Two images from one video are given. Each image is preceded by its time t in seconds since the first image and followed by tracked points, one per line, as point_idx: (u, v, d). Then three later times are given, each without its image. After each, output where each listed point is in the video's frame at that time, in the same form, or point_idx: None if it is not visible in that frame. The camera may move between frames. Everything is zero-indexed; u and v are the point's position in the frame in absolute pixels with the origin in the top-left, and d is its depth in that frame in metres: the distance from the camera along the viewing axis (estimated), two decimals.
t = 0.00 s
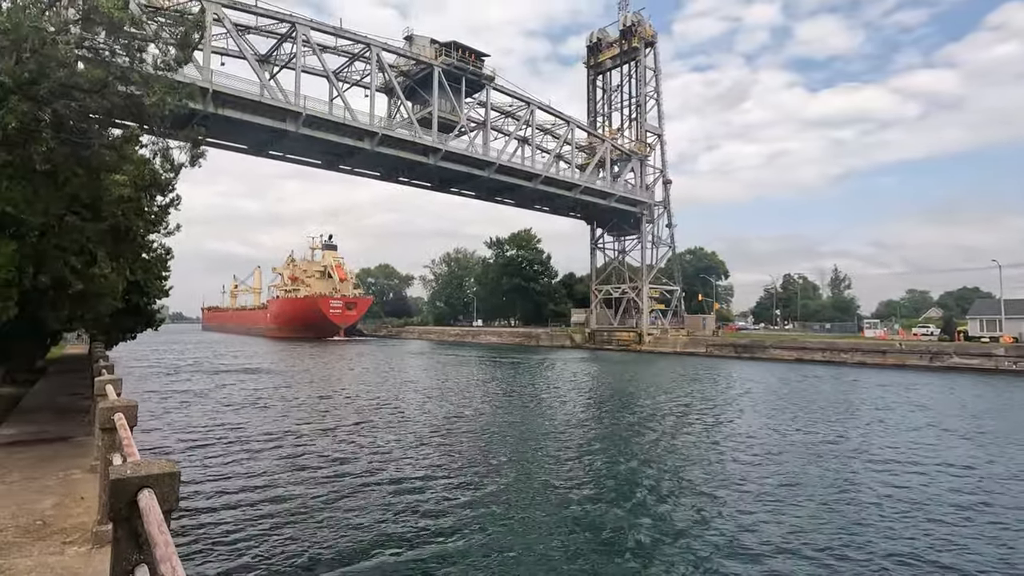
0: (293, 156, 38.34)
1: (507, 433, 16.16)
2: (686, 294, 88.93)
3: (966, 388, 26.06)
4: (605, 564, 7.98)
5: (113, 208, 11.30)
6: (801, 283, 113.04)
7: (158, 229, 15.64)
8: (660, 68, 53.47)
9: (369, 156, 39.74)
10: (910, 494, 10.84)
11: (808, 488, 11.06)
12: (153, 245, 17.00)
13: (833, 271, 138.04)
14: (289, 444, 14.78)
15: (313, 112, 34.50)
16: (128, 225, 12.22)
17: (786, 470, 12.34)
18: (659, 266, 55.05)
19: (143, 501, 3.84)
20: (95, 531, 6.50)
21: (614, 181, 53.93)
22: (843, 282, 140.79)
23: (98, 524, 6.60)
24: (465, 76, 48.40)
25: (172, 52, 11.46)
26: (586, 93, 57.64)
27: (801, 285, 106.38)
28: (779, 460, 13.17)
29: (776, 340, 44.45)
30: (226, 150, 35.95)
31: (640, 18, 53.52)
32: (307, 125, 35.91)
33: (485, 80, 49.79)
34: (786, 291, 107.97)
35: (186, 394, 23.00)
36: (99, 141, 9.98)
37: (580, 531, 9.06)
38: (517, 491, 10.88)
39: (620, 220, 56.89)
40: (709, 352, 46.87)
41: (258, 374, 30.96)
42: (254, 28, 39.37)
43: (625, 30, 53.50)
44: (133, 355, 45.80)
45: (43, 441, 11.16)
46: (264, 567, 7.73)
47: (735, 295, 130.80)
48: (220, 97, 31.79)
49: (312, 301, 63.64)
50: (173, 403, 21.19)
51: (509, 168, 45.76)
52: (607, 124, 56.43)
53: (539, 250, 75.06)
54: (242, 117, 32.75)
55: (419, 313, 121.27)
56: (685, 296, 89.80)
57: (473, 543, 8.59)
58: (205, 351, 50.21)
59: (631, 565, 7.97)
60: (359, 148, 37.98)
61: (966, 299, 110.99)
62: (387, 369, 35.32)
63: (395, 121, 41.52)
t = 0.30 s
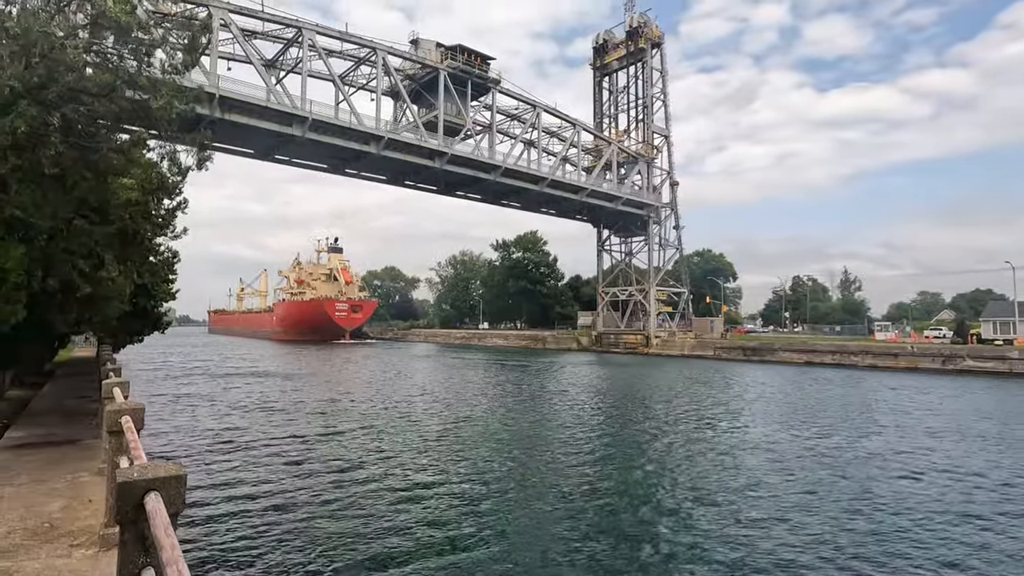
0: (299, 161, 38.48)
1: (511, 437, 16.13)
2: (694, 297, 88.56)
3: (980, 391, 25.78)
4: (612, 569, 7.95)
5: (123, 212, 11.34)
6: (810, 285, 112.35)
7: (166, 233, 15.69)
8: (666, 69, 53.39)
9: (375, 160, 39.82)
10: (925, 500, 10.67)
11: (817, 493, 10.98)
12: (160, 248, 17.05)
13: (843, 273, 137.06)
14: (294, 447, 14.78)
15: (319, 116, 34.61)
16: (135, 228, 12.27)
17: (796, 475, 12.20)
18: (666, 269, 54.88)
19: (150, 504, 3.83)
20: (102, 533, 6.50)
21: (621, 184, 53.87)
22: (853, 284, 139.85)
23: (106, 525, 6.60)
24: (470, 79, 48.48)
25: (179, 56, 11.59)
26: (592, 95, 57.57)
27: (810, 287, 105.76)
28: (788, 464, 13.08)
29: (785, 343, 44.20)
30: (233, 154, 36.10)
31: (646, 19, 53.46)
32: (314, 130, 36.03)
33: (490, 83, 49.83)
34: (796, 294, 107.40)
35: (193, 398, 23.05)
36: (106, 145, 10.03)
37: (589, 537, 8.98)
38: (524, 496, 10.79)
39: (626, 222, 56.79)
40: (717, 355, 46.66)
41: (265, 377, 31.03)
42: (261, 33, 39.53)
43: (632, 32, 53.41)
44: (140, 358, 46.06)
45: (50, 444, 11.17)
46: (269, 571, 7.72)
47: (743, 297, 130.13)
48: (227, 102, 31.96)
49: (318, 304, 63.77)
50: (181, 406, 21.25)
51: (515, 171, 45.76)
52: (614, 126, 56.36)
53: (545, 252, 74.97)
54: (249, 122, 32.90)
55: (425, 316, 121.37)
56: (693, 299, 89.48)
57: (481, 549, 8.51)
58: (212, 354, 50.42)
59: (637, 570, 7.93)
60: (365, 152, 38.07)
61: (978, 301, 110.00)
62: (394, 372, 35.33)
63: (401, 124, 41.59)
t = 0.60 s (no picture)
0: (305, 165, 38.59)
1: (516, 440, 16.09)
2: (701, 299, 88.23)
3: (995, 395, 25.48)
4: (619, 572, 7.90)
5: (130, 216, 11.33)
6: (819, 286, 111.70)
7: (172, 236, 15.69)
8: (673, 70, 53.28)
9: (381, 164, 39.88)
10: (940, 507, 10.49)
11: (828, 498, 10.87)
12: (166, 251, 17.09)
13: (853, 274, 135.87)
14: (299, 451, 14.76)
15: (325, 121, 34.71)
16: (143, 232, 12.31)
17: (807, 480, 12.06)
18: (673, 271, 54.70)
19: (156, 507, 3.84)
20: (109, 536, 6.50)
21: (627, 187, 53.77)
22: (863, 285, 138.84)
23: (113, 529, 6.61)
24: (476, 83, 48.53)
25: (185, 61, 11.65)
26: (598, 96, 57.45)
27: (819, 289, 105.12)
28: (798, 469, 12.96)
29: (794, 345, 43.93)
30: (240, 159, 36.24)
31: (652, 20, 53.38)
32: (320, 134, 36.13)
33: (496, 86, 49.86)
34: (805, 296, 106.70)
35: (200, 401, 23.09)
36: (114, 149, 10.06)
37: (599, 540, 8.93)
38: (532, 500, 10.73)
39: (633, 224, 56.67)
40: (726, 358, 46.44)
41: (272, 381, 31.07)
42: (267, 38, 39.69)
43: (638, 33, 53.30)
44: (147, 361, 46.30)
45: (59, 447, 11.21)
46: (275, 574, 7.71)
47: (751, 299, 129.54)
48: (234, 107, 32.11)
49: (323, 307, 63.86)
50: (188, 410, 21.30)
51: (521, 174, 45.75)
52: (620, 128, 56.29)
53: (551, 254, 74.78)
54: (255, 127, 33.03)
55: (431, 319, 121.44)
56: (701, 301, 89.16)
57: (489, 552, 8.48)
58: (219, 358, 50.60)
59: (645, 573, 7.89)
60: (371, 156, 38.13)
61: (991, 302, 109.00)
62: (401, 376, 35.31)
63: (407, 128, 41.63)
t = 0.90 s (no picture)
0: (311, 169, 38.70)
1: (524, 444, 16.05)
2: (709, 302, 87.93)
3: (1008, 398, 25.25)
4: None
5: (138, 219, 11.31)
6: (828, 289, 111.20)
7: (178, 239, 15.73)
8: (680, 71, 53.22)
9: (386, 168, 39.95)
10: (953, 512, 10.32)
11: (837, 503, 10.78)
12: (173, 255, 17.13)
13: (863, 277, 134.92)
14: (306, 454, 14.74)
15: (331, 125, 34.81)
16: (150, 236, 12.30)
17: (817, 485, 11.92)
18: (681, 273, 54.54)
19: (163, 510, 3.83)
20: (116, 540, 6.49)
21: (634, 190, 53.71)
22: (873, 288, 137.90)
23: (119, 533, 6.59)
24: (481, 86, 48.59)
25: (193, 66, 11.71)
26: (604, 97, 57.40)
27: (828, 292, 104.65)
28: (806, 473, 12.85)
29: (803, 348, 43.70)
30: (246, 163, 36.38)
31: (659, 21, 53.34)
32: (325, 138, 36.23)
33: (501, 89, 49.90)
34: (814, 298, 106.09)
35: (206, 404, 23.13)
36: (122, 153, 10.13)
37: (608, 545, 8.86)
38: (540, 505, 10.66)
39: (639, 227, 56.58)
40: (733, 360, 46.26)
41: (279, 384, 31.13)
42: (273, 43, 39.88)
43: (644, 34, 53.28)
44: (154, 364, 46.49)
45: (66, 449, 11.22)
46: None
47: (759, 302, 129.07)
48: (240, 112, 32.26)
49: (329, 310, 63.96)
50: (194, 413, 21.34)
51: (526, 178, 45.75)
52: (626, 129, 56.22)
53: (557, 257, 74.65)
54: (261, 132, 33.16)
55: (437, 322, 121.52)
56: (708, 304, 88.90)
57: (497, 557, 8.41)
58: (226, 361, 50.82)
59: None
60: (376, 160, 38.21)
61: (1004, 305, 108.15)
62: (408, 378, 35.31)
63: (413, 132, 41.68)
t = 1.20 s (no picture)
0: (317, 172, 38.79)
1: (531, 448, 15.97)
2: (716, 304, 87.72)
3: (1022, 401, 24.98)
4: None
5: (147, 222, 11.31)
6: (837, 291, 110.67)
7: (185, 242, 15.77)
8: (686, 72, 53.12)
9: (392, 171, 40.02)
10: (969, 519, 10.14)
11: (845, 508, 10.69)
12: (179, 258, 17.17)
13: (873, 278, 134.00)
14: (312, 458, 14.71)
15: (336, 129, 34.90)
16: (157, 239, 12.28)
17: (827, 490, 11.77)
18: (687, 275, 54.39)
19: (169, 514, 3.80)
20: (122, 543, 6.47)
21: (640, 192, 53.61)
22: (883, 290, 137.00)
23: (126, 536, 6.56)
24: (486, 89, 48.65)
25: (198, 70, 11.79)
26: (610, 99, 57.34)
27: (837, 294, 104.10)
28: (816, 478, 12.75)
29: (812, 351, 43.48)
30: (252, 167, 36.51)
31: (664, 22, 53.28)
32: (330, 142, 36.32)
33: (507, 92, 49.92)
34: (823, 300, 105.54)
35: (212, 407, 23.15)
36: (130, 157, 10.19)
37: (618, 549, 8.83)
38: (550, 509, 10.63)
39: (646, 229, 56.48)
40: (741, 363, 46.07)
41: (286, 387, 31.16)
42: (278, 47, 40.04)
43: (650, 35, 53.22)
44: (160, 367, 46.66)
45: (72, 452, 11.22)
46: None
47: (767, 304, 128.52)
48: (245, 116, 32.38)
49: (334, 313, 64.04)
50: (201, 415, 21.38)
51: (531, 181, 45.74)
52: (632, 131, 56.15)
53: (563, 259, 74.52)
54: (266, 136, 33.27)
55: (442, 324, 121.53)
56: (716, 306, 88.63)
57: (509, 561, 8.39)
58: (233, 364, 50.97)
59: None
60: (381, 164, 38.26)
61: (1016, 307, 107.34)
62: (414, 381, 35.30)
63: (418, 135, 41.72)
